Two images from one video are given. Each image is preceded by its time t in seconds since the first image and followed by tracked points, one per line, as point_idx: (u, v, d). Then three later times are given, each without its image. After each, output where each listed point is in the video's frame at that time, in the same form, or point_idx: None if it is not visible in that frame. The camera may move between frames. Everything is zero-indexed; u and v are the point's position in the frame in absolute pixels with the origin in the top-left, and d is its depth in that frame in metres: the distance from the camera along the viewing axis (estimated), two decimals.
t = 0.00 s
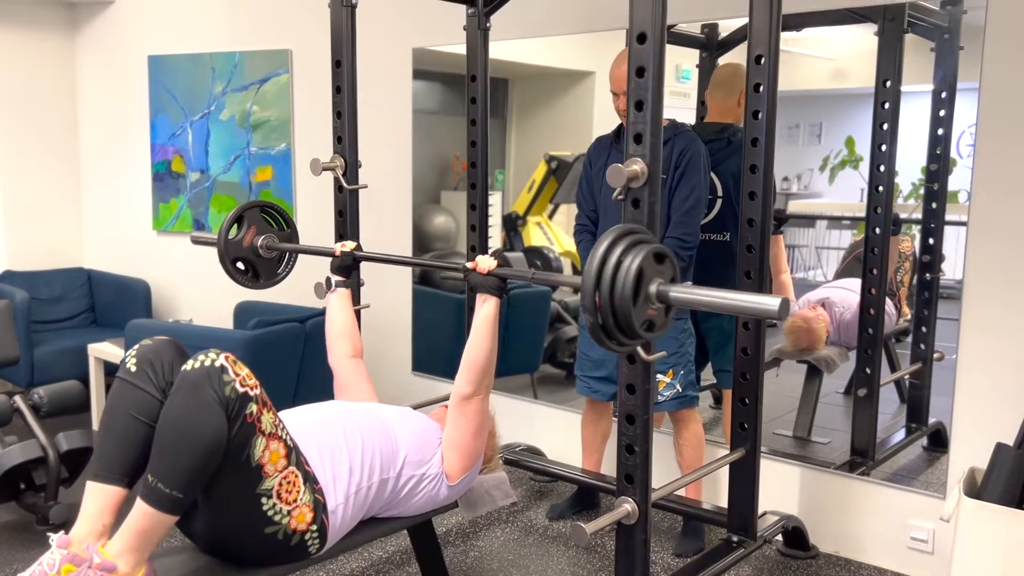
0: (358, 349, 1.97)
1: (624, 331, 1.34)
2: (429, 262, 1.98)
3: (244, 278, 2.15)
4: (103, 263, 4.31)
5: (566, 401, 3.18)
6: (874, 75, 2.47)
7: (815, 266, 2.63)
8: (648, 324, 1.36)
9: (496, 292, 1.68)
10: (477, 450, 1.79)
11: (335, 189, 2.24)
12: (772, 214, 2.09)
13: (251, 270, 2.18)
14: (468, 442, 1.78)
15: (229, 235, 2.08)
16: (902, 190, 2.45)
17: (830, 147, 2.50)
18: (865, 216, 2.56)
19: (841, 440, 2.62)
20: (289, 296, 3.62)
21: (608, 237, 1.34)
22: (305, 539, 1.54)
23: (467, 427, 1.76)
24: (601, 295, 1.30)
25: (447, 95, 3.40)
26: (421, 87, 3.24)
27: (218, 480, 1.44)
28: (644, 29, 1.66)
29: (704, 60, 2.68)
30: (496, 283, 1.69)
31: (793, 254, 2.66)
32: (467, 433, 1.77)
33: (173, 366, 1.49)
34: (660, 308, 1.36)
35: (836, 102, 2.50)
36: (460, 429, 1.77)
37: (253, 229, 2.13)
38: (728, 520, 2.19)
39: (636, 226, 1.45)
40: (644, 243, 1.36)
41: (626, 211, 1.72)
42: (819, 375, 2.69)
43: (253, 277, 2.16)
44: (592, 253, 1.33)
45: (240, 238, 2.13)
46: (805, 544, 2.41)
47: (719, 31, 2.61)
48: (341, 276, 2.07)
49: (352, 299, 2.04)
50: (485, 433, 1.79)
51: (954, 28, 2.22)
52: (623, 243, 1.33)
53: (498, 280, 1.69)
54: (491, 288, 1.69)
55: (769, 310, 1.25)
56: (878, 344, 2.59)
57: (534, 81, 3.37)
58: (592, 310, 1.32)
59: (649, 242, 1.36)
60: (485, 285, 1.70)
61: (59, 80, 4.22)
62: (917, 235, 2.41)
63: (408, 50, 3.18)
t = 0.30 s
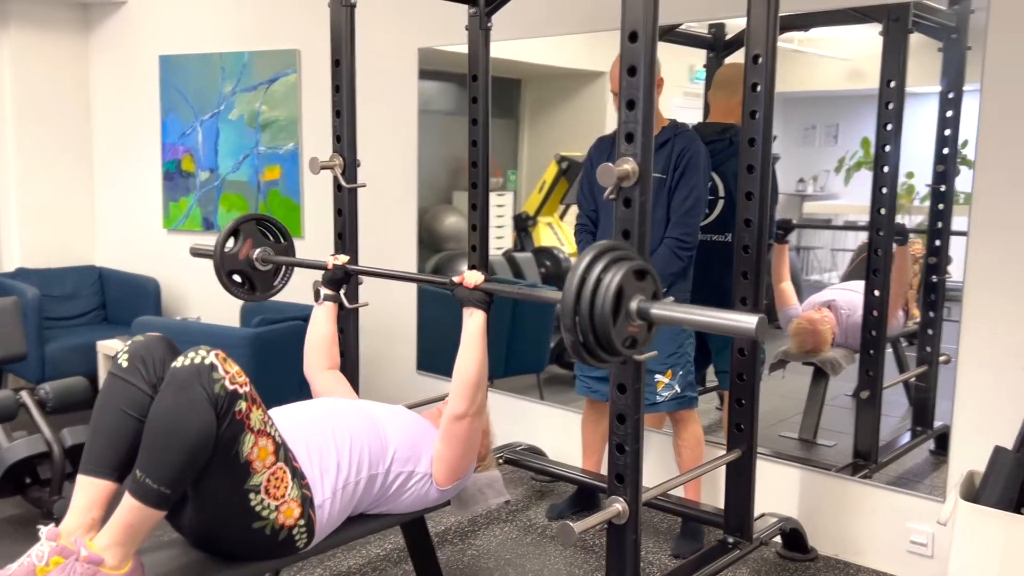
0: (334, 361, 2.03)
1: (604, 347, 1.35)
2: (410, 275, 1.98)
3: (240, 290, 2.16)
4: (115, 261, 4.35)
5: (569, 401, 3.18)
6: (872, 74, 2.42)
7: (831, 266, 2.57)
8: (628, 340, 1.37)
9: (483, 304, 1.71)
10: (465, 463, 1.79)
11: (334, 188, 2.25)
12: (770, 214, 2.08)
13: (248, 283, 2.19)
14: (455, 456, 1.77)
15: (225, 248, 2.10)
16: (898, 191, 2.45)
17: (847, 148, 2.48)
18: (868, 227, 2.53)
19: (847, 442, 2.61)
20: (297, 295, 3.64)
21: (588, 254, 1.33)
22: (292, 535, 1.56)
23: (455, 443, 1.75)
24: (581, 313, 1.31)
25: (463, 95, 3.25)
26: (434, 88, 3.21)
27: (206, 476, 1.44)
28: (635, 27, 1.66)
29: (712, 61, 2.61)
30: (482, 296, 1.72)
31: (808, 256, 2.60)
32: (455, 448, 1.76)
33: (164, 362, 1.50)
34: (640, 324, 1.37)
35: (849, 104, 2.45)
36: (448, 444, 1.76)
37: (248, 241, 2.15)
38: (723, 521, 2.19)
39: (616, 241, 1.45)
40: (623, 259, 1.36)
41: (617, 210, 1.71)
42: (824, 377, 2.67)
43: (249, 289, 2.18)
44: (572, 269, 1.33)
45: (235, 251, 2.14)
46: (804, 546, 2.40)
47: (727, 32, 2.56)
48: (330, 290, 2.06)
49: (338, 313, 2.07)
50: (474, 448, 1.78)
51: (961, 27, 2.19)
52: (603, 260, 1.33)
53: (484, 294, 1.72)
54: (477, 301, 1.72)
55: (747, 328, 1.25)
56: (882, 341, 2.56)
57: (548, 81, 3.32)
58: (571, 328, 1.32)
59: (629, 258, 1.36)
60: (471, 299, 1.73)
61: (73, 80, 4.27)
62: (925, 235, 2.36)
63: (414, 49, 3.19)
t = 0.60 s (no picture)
0: (322, 377, 2.03)
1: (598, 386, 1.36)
2: (402, 301, 1.97)
3: (246, 309, 2.21)
4: (142, 251, 4.42)
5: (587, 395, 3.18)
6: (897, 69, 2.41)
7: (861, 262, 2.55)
8: (623, 379, 1.38)
9: (482, 334, 1.70)
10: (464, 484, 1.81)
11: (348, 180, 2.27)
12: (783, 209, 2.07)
13: (255, 301, 2.24)
14: (454, 479, 1.79)
15: (233, 268, 2.12)
16: (931, 186, 2.39)
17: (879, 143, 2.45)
18: (889, 232, 2.48)
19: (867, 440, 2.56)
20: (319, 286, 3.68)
21: (583, 291, 1.35)
22: (297, 521, 1.58)
23: (454, 468, 1.77)
24: (575, 350, 1.32)
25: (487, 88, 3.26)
26: (462, 82, 3.22)
27: (211, 461, 1.47)
28: (644, 19, 1.65)
29: (736, 54, 2.60)
30: (481, 327, 1.70)
31: (840, 254, 2.58)
32: (456, 472, 1.78)
33: (171, 349, 1.52)
34: (635, 362, 1.38)
35: (878, 99, 2.43)
36: (448, 468, 1.77)
37: (255, 262, 2.17)
38: (733, 517, 2.18)
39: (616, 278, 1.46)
40: (620, 297, 1.37)
41: (625, 203, 1.71)
42: (847, 374, 2.64)
43: (255, 308, 2.22)
44: (568, 307, 1.34)
45: (242, 270, 2.17)
46: (818, 543, 2.39)
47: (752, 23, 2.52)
48: (330, 315, 2.09)
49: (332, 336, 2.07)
50: (475, 470, 1.80)
51: (989, 19, 2.14)
52: (598, 298, 1.34)
53: (483, 325, 1.70)
54: (475, 330, 1.70)
55: (738, 374, 1.25)
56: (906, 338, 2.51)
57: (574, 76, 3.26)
58: (565, 365, 1.33)
59: (625, 296, 1.37)
60: (470, 328, 1.71)
61: (103, 73, 4.33)
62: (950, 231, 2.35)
63: (435, 43, 3.20)
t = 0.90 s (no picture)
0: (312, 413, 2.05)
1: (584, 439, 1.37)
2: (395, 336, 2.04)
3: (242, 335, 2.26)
4: (169, 242, 4.49)
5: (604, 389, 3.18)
6: (919, 61, 2.37)
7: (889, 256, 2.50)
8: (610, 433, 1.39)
9: (471, 375, 1.77)
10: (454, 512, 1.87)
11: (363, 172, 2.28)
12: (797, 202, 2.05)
13: (251, 326, 2.29)
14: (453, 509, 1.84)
15: (229, 294, 2.19)
16: (963, 181, 2.31)
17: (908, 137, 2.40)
18: (907, 224, 2.45)
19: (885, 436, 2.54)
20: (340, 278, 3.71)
21: (573, 343, 1.36)
22: (303, 506, 1.60)
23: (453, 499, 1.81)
24: (561, 402, 1.33)
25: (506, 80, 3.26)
26: (490, 75, 3.18)
27: (219, 444, 1.49)
28: (652, 10, 1.64)
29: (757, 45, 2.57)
30: (471, 367, 1.78)
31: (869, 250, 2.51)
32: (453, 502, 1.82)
33: (180, 334, 1.55)
34: (622, 416, 1.39)
35: (898, 92, 2.40)
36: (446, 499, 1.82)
37: (252, 288, 2.24)
38: (745, 510, 2.18)
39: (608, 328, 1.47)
40: (609, 350, 1.39)
41: (633, 193, 1.71)
42: (868, 370, 2.60)
43: (251, 333, 2.27)
44: (556, 357, 1.36)
45: (239, 296, 2.23)
46: (832, 538, 2.38)
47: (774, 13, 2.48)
48: (325, 343, 2.11)
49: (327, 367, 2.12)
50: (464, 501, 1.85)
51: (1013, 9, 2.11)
52: (588, 350, 1.36)
53: (471, 365, 1.78)
54: (464, 370, 1.77)
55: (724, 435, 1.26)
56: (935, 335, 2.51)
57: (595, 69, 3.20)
58: (552, 417, 1.35)
59: (615, 349, 1.39)
60: (459, 368, 1.78)
61: (131, 66, 4.40)
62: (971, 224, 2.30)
63: (455, 35, 3.21)
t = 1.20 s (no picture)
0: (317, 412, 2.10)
1: (565, 483, 1.44)
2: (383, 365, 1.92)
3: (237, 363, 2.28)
4: (191, 238, 4.55)
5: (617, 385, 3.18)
6: (935, 57, 2.34)
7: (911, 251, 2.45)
8: (590, 479, 1.46)
9: (456, 417, 1.65)
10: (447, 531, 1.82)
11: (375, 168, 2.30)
12: (806, 198, 2.05)
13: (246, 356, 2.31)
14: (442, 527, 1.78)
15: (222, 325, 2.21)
16: (988, 178, 2.27)
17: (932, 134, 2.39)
18: (922, 221, 2.42)
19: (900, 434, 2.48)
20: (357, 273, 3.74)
21: (557, 391, 1.44)
22: (309, 498, 1.62)
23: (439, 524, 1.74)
24: (544, 448, 1.41)
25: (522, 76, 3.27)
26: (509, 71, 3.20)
27: (227, 437, 1.52)
28: (658, 6, 1.64)
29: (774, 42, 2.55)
30: (456, 408, 1.66)
31: (894, 247, 2.46)
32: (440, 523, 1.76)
33: (190, 328, 1.57)
34: (603, 463, 1.47)
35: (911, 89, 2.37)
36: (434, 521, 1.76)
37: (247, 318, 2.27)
38: (754, 507, 2.18)
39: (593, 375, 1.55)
40: (593, 398, 1.46)
41: (638, 188, 1.71)
42: (885, 368, 2.54)
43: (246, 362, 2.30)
44: (541, 404, 1.44)
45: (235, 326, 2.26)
46: (844, 535, 2.38)
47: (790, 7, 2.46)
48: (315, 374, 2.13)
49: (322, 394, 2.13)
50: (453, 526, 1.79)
51: None
52: (572, 398, 1.43)
53: (458, 406, 1.66)
54: (450, 411, 1.66)
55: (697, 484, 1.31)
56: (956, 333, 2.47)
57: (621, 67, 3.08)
58: (535, 462, 1.42)
59: (598, 397, 1.46)
60: (447, 409, 1.67)
61: (154, 64, 4.46)
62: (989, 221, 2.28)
63: (472, 32, 3.22)
